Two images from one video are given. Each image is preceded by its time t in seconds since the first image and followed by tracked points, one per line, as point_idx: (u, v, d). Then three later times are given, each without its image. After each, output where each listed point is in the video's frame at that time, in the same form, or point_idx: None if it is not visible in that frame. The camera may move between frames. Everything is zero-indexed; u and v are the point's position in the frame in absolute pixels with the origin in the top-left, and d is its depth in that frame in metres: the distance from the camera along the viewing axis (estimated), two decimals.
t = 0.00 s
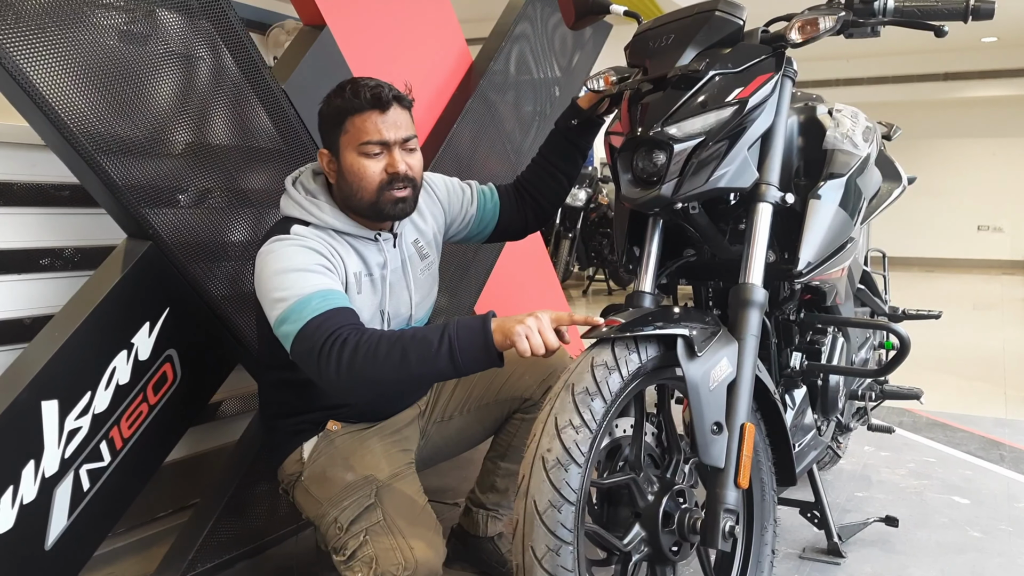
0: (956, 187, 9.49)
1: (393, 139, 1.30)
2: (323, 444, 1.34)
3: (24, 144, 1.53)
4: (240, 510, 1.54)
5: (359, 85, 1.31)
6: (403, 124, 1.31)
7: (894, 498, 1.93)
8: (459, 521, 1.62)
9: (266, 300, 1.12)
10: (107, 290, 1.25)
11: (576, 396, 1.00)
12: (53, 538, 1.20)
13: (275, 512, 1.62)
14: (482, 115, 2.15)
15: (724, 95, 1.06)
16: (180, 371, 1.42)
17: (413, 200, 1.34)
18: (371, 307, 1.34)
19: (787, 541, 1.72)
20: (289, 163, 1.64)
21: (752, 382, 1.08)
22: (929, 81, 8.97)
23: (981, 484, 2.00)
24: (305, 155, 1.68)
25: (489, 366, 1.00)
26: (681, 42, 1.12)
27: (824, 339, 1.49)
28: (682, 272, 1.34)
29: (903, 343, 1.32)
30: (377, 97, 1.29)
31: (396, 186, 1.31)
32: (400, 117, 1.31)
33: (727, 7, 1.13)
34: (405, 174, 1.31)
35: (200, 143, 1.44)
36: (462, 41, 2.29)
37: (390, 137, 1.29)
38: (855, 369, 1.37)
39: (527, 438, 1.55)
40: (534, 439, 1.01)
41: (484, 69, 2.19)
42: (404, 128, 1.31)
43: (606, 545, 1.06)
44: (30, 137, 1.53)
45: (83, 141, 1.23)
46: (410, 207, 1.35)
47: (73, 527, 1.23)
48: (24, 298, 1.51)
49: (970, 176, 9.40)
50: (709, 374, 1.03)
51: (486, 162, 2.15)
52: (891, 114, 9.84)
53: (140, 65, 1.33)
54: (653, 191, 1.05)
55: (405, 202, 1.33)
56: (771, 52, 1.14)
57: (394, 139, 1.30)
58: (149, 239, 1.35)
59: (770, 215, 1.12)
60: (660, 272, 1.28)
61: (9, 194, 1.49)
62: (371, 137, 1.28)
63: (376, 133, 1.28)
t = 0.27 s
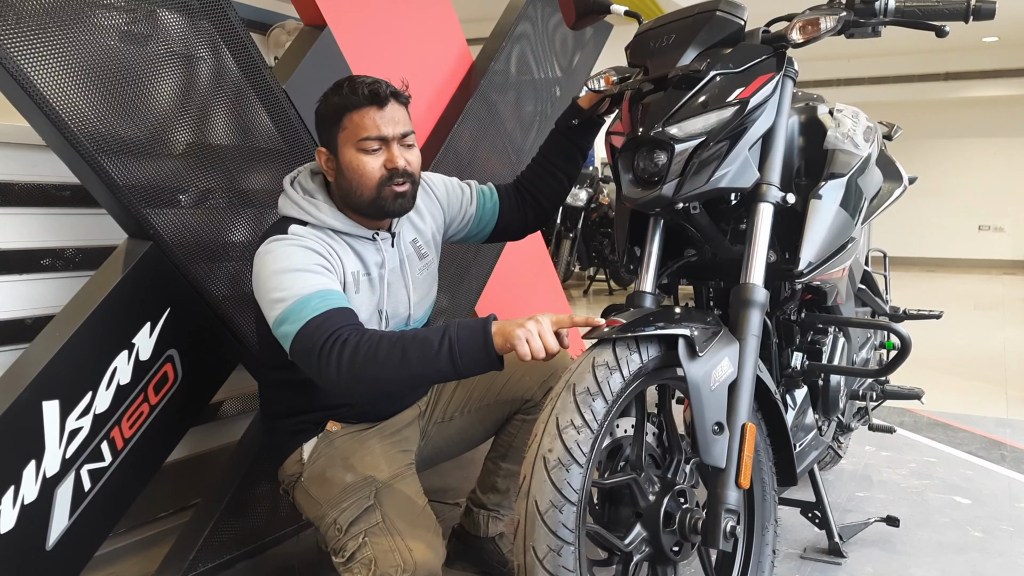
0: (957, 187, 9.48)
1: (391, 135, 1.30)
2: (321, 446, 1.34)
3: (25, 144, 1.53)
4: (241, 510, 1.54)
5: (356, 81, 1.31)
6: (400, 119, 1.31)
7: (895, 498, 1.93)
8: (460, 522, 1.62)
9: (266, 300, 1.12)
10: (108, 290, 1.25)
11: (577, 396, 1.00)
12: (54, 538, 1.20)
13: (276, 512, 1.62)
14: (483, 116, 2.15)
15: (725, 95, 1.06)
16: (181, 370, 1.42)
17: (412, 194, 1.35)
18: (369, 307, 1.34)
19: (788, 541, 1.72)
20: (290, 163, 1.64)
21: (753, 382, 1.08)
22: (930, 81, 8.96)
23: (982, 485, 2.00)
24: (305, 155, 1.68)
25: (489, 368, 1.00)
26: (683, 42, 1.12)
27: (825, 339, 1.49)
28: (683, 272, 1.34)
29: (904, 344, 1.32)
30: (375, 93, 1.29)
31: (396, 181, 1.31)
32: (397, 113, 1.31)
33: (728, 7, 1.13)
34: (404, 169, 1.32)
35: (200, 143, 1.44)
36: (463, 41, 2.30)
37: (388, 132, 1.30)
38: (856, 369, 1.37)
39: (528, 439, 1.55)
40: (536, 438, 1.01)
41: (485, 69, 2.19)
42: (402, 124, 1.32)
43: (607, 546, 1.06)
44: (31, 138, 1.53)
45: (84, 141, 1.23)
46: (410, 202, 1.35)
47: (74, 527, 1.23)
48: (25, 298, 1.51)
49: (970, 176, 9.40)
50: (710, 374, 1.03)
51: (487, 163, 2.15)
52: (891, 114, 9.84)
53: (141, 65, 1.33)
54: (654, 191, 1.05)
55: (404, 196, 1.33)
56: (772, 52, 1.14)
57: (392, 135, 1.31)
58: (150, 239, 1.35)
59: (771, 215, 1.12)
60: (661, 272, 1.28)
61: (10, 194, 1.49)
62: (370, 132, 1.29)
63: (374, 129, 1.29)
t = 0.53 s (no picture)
0: (957, 187, 9.48)
1: (391, 133, 1.31)
2: (321, 447, 1.33)
3: (25, 144, 1.53)
4: (241, 510, 1.54)
5: (357, 81, 1.31)
6: (400, 118, 1.32)
7: (896, 498, 1.93)
8: (461, 522, 1.62)
9: (266, 299, 1.12)
10: (109, 290, 1.25)
11: (578, 396, 1.00)
12: (54, 538, 1.20)
13: (276, 512, 1.62)
14: (483, 116, 2.15)
15: (726, 95, 1.06)
16: (181, 370, 1.42)
17: (412, 193, 1.35)
18: (369, 307, 1.34)
19: (789, 541, 1.71)
20: (291, 163, 1.64)
21: (754, 382, 1.08)
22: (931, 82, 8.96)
23: (983, 485, 2.00)
24: (306, 155, 1.68)
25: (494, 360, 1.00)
26: (683, 42, 1.12)
27: (825, 339, 1.49)
28: (684, 272, 1.34)
29: (905, 344, 1.32)
30: (375, 92, 1.30)
31: (395, 180, 1.31)
32: (397, 112, 1.32)
33: (728, 7, 1.13)
34: (403, 169, 1.32)
35: (201, 143, 1.44)
36: (463, 42, 2.30)
37: (388, 131, 1.30)
38: (857, 369, 1.37)
39: (528, 439, 1.55)
40: (536, 438, 1.01)
41: (485, 69, 2.19)
42: (402, 123, 1.32)
43: (608, 546, 1.06)
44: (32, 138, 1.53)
45: (84, 141, 1.23)
46: (410, 201, 1.35)
47: (75, 527, 1.23)
48: (25, 298, 1.51)
49: (971, 176, 9.40)
50: (711, 374, 1.03)
51: (488, 163, 2.15)
52: (892, 114, 9.84)
53: (141, 65, 1.33)
54: (654, 191, 1.05)
55: (404, 195, 1.33)
56: (773, 52, 1.13)
57: (392, 134, 1.31)
58: (150, 239, 1.35)
59: (772, 215, 1.12)
60: (661, 272, 1.28)
61: (11, 194, 1.49)
62: (370, 131, 1.29)
63: (374, 128, 1.29)
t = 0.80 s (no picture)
0: (957, 188, 9.49)
1: (392, 135, 1.30)
2: (322, 448, 1.34)
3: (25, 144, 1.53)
4: (241, 510, 1.54)
5: (363, 81, 1.32)
6: (403, 121, 1.32)
7: (896, 499, 1.93)
8: (461, 522, 1.62)
9: (272, 296, 1.12)
10: (109, 289, 1.25)
11: (578, 396, 1.00)
12: (55, 538, 1.20)
13: (277, 512, 1.62)
14: (483, 116, 2.15)
15: (726, 96, 1.06)
16: (181, 370, 1.42)
17: (409, 196, 1.34)
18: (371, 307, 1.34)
19: (790, 542, 1.71)
20: (291, 164, 1.65)
21: (754, 382, 1.08)
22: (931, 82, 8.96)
23: (983, 485, 2.00)
24: (306, 155, 1.68)
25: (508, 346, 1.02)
26: (683, 42, 1.12)
27: (825, 339, 1.49)
28: (684, 272, 1.34)
29: (905, 344, 1.32)
30: (379, 93, 1.30)
31: (392, 182, 1.31)
32: (401, 114, 1.31)
33: (728, 8, 1.13)
34: (401, 171, 1.31)
35: (201, 143, 1.44)
36: (463, 42, 2.30)
37: (389, 132, 1.30)
38: (857, 369, 1.37)
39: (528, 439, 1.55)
40: (537, 438, 1.01)
41: (485, 70, 2.19)
42: (404, 125, 1.32)
43: (608, 546, 1.06)
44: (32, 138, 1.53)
45: (85, 142, 1.23)
46: (406, 205, 1.34)
47: (75, 527, 1.23)
48: (26, 298, 1.51)
49: (971, 177, 9.40)
50: (711, 375, 1.03)
51: (488, 163, 2.16)
52: (892, 115, 9.84)
53: (142, 66, 1.33)
54: (655, 191, 1.05)
55: (400, 198, 1.32)
56: (773, 52, 1.13)
57: (393, 135, 1.31)
58: (150, 240, 1.35)
59: (772, 215, 1.12)
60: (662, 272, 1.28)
61: (11, 194, 1.49)
62: (370, 131, 1.29)
63: (375, 128, 1.29)
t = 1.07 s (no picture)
0: (957, 188, 9.49)
1: (391, 136, 1.30)
2: (322, 449, 1.34)
3: (26, 144, 1.53)
4: (241, 511, 1.54)
5: (369, 83, 1.33)
6: (405, 123, 1.32)
7: (896, 499, 1.93)
8: (461, 523, 1.62)
9: (275, 299, 1.12)
10: (110, 290, 1.25)
11: (578, 397, 1.00)
12: (55, 538, 1.20)
13: (277, 513, 1.62)
14: (484, 116, 2.15)
15: (726, 97, 1.07)
16: (182, 371, 1.42)
17: (408, 198, 1.32)
18: (375, 309, 1.34)
19: (790, 542, 1.71)
20: (291, 164, 1.65)
21: (754, 383, 1.08)
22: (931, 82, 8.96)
23: (983, 485, 2.00)
24: (306, 155, 1.68)
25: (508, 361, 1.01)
26: (683, 43, 1.12)
27: (825, 340, 1.49)
28: (684, 273, 1.34)
29: (905, 346, 1.33)
30: (380, 95, 1.31)
31: (389, 183, 1.29)
32: (403, 116, 1.31)
33: (729, 9, 1.13)
34: (399, 172, 1.30)
35: (202, 144, 1.44)
36: (463, 42, 2.30)
37: (388, 132, 1.30)
38: (857, 370, 1.37)
39: (529, 440, 1.55)
40: (537, 439, 1.01)
41: (486, 70, 2.19)
42: (407, 127, 1.32)
43: (608, 546, 1.06)
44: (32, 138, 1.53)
45: (86, 142, 1.23)
46: (406, 206, 1.33)
47: (75, 527, 1.23)
48: (26, 298, 1.51)
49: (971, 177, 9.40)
50: (711, 375, 1.03)
51: (488, 164, 2.16)
52: (892, 115, 9.84)
53: (142, 66, 1.33)
54: (655, 191, 1.05)
55: (399, 200, 1.31)
56: (773, 53, 1.13)
57: (392, 137, 1.31)
58: (151, 240, 1.35)
59: (772, 216, 1.12)
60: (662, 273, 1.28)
61: (11, 194, 1.49)
62: (369, 131, 1.29)
63: (374, 128, 1.29)
